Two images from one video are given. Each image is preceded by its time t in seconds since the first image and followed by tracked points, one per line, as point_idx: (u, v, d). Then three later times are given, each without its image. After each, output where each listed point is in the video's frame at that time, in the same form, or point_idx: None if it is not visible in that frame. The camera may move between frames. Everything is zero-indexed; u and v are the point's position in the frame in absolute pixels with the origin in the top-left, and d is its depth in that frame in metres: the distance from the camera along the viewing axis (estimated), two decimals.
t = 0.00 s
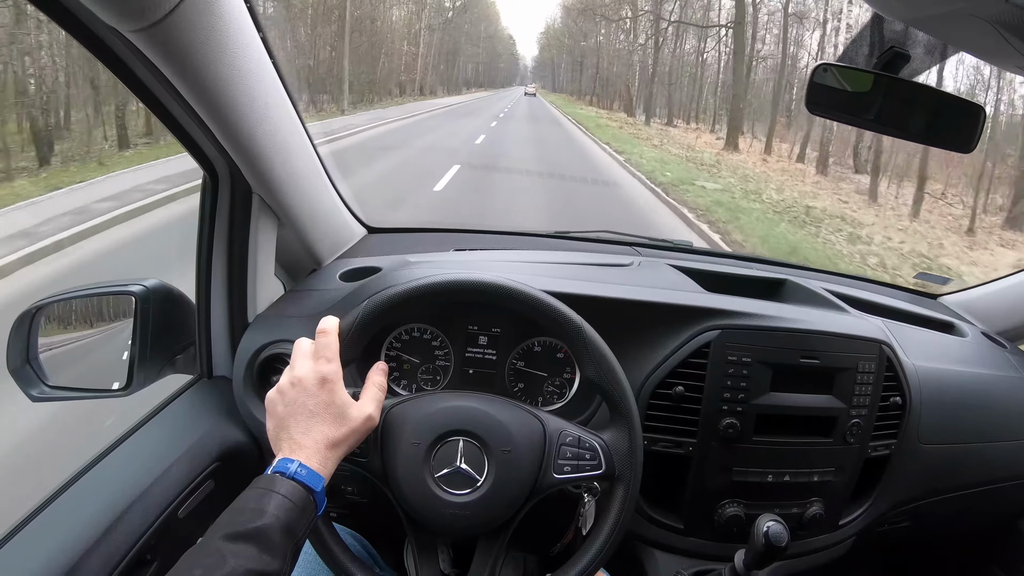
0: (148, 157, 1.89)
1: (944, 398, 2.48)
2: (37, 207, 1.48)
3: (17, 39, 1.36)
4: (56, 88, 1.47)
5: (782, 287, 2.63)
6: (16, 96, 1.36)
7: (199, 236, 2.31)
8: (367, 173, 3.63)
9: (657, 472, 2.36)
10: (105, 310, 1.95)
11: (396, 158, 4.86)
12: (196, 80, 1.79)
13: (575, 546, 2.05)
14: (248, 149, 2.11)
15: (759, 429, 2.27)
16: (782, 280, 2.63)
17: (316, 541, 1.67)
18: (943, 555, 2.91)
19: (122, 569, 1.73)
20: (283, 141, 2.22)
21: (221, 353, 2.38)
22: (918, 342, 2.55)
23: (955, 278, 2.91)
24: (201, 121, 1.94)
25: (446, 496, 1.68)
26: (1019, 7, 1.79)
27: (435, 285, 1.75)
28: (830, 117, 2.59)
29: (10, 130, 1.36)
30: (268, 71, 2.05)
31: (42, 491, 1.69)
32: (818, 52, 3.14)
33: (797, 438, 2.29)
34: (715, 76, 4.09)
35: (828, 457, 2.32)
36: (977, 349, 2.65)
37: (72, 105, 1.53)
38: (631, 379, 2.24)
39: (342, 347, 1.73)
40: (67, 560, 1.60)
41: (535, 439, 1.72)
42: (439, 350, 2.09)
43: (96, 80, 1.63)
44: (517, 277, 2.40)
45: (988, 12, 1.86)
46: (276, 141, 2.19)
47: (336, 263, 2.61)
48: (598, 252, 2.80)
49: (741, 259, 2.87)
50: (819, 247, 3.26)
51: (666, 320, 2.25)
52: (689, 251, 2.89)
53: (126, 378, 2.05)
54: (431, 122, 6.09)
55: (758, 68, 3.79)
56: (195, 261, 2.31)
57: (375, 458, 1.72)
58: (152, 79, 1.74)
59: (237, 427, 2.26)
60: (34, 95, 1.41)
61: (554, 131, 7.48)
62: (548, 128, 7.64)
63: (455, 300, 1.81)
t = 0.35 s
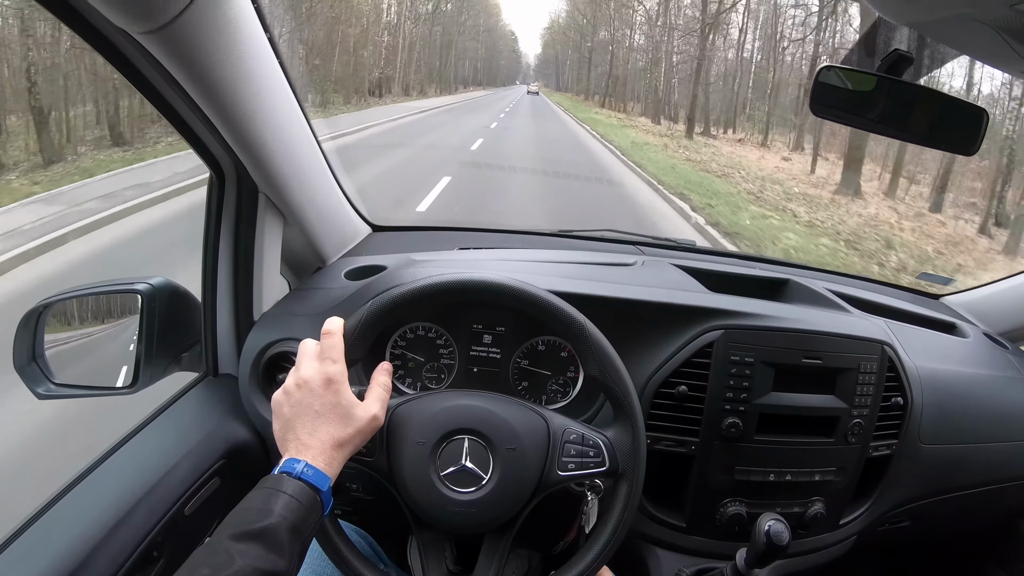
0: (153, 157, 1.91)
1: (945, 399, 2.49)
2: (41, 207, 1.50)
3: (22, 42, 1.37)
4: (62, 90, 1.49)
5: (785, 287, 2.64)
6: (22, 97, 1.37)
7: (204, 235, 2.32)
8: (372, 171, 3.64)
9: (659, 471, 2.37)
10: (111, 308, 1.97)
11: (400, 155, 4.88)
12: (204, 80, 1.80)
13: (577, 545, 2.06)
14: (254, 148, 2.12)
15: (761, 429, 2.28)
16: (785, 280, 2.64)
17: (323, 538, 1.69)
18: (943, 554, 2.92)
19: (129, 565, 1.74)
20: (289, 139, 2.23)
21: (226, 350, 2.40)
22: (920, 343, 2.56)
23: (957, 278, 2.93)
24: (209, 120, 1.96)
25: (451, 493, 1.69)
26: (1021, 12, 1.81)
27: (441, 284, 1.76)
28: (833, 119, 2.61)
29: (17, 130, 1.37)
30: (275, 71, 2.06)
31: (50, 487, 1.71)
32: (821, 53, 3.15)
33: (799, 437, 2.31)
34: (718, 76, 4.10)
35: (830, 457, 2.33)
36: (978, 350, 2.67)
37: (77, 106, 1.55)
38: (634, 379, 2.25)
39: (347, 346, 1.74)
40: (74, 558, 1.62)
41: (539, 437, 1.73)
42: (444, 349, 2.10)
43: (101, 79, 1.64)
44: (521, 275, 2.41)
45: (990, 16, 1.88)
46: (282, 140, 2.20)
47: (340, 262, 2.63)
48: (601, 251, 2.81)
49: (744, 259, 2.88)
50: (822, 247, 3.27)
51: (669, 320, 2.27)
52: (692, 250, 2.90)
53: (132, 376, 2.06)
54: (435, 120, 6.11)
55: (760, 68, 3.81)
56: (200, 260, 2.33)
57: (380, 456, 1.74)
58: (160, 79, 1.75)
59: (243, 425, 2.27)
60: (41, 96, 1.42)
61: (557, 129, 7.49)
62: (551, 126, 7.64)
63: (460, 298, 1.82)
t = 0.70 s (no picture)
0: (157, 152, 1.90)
1: (949, 400, 2.49)
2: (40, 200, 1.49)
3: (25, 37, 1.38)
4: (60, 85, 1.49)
5: (790, 286, 2.63)
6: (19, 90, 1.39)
7: (208, 229, 2.31)
8: (376, 167, 3.64)
9: (664, 469, 2.36)
10: (112, 302, 1.96)
11: (404, 151, 4.88)
12: (209, 71, 1.79)
13: (582, 543, 2.05)
14: (260, 141, 2.11)
15: (766, 428, 2.28)
16: (790, 279, 2.63)
17: (327, 534, 1.68)
18: (946, 555, 2.92)
19: (129, 561, 1.73)
20: (295, 133, 2.22)
21: (229, 345, 2.38)
22: (925, 344, 2.55)
23: (961, 279, 2.92)
24: (214, 113, 1.95)
25: (457, 490, 1.68)
26: None
27: (448, 279, 1.75)
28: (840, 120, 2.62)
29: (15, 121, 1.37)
30: (282, 65, 2.04)
31: (51, 482, 1.70)
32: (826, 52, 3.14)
33: (804, 436, 2.30)
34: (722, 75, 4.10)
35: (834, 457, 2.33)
36: (983, 351, 2.66)
37: (78, 102, 1.55)
38: (639, 377, 2.24)
39: (352, 342, 1.73)
40: (74, 554, 1.61)
41: (546, 434, 1.72)
42: (448, 345, 2.09)
43: (103, 69, 1.63)
44: (526, 272, 2.40)
45: (1001, 16, 1.87)
46: (288, 133, 2.18)
47: (344, 257, 2.61)
48: (605, 249, 2.80)
49: (748, 258, 2.88)
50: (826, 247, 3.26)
51: (674, 318, 2.26)
52: (697, 249, 2.89)
53: (134, 370, 2.05)
54: (438, 117, 6.11)
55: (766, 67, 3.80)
56: (203, 255, 2.32)
57: (385, 453, 1.73)
58: (165, 70, 1.74)
59: (245, 421, 2.26)
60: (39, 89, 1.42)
61: (560, 127, 7.47)
62: (554, 124, 7.64)
63: (466, 294, 1.81)
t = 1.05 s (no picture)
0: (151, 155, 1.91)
1: (944, 401, 2.48)
2: (38, 202, 1.50)
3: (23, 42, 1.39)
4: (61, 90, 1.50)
5: (784, 288, 2.63)
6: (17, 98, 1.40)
7: (202, 232, 2.33)
8: (373, 170, 3.66)
9: (656, 471, 2.37)
10: (108, 304, 1.97)
11: (402, 155, 4.90)
12: (199, 77, 1.80)
13: (572, 545, 2.05)
14: (251, 146, 2.12)
15: (758, 430, 2.28)
16: (784, 281, 2.63)
17: (316, 534, 1.69)
18: (943, 557, 2.91)
19: (123, 560, 1.74)
20: (287, 137, 2.23)
21: (224, 347, 2.39)
22: (920, 345, 2.55)
23: (957, 281, 2.92)
24: (206, 117, 1.96)
25: (445, 492, 1.69)
26: (1021, 11, 1.79)
27: (437, 282, 1.75)
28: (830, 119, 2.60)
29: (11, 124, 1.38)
30: (272, 69, 2.05)
31: (45, 482, 1.71)
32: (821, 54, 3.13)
33: (797, 438, 2.30)
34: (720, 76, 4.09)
35: (828, 459, 2.32)
36: (978, 352, 2.65)
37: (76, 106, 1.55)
38: (631, 379, 2.24)
39: (343, 344, 1.74)
40: (67, 552, 1.62)
41: (534, 437, 1.73)
42: (440, 347, 2.10)
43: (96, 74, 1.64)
44: (518, 274, 2.41)
45: (990, 15, 1.86)
46: (280, 137, 2.19)
47: (338, 260, 2.62)
48: (600, 251, 2.80)
49: (743, 259, 2.88)
50: (821, 248, 3.26)
51: (666, 320, 2.26)
52: (691, 250, 2.89)
53: (129, 372, 2.06)
54: (437, 120, 6.12)
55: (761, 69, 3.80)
56: (198, 257, 2.33)
57: (375, 454, 1.74)
58: (157, 77, 1.75)
59: (239, 422, 2.27)
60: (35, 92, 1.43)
61: (561, 130, 7.48)
62: (555, 126, 7.65)
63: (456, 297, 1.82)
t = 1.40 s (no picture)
0: (148, 155, 1.89)
1: (946, 396, 2.47)
2: (40, 205, 1.48)
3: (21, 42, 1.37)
4: (64, 91, 1.48)
5: (784, 284, 2.62)
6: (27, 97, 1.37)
7: (199, 232, 2.31)
8: (370, 170, 3.64)
9: (658, 469, 2.36)
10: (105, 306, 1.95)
11: (400, 154, 4.88)
12: (196, 75, 1.78)
13: (575, 544, 2.05)
14: (248, 144, 2.10)
15: (760, 427, 2.27)
16: (784, 277, 2.62)
17: (318, 537, 1.67)
18: (945, 552, 2.90)
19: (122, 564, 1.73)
20: (284, 136, 2.21)
21: (221, 348, 2.38)
22: (921, 340, 2.54)
23: (957, 276, 2.91)
24: (201, 116, 1.94)
25: (448, 492, 1.68)
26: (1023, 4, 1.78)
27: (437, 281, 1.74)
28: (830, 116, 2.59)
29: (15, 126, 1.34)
30: (269, 67, 2.04)
31: (43, 487, 1.69)
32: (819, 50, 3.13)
33: (800, 435, 2.29)
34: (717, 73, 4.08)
35: (830, 455, 2.32)
36: (979, 347, 2.65)
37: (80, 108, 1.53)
38: (632, 377, 2.23)
39: (342, 344, 1.72)
40: (66, 557, 1.60)
41: (536, 436, 1.72)
42: (440, 347, 2.09)
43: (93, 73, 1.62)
44: (518, 273, 2.39)
45: (992, 8, 1.85)
46: (277, 136, 2.17)
47: (336, 260, 2.61)
48: (599, 249, 2.79)
49: (743, 256, 2.87)
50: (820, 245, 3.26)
51: (667, 317, 2.25)
52: (691, 247, 2.88)
53: (126, 376, 2.04)
54: (434, 120, 6.11)
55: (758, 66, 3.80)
56: (195, 259, 2.31)
57: (375, 454, 1.72)
58: (152, 74, 1.74)
59: (238, 424, 2.25)
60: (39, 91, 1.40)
61: (558, 129, 7.46)
62: (551, 125, 7.63)
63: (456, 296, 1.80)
